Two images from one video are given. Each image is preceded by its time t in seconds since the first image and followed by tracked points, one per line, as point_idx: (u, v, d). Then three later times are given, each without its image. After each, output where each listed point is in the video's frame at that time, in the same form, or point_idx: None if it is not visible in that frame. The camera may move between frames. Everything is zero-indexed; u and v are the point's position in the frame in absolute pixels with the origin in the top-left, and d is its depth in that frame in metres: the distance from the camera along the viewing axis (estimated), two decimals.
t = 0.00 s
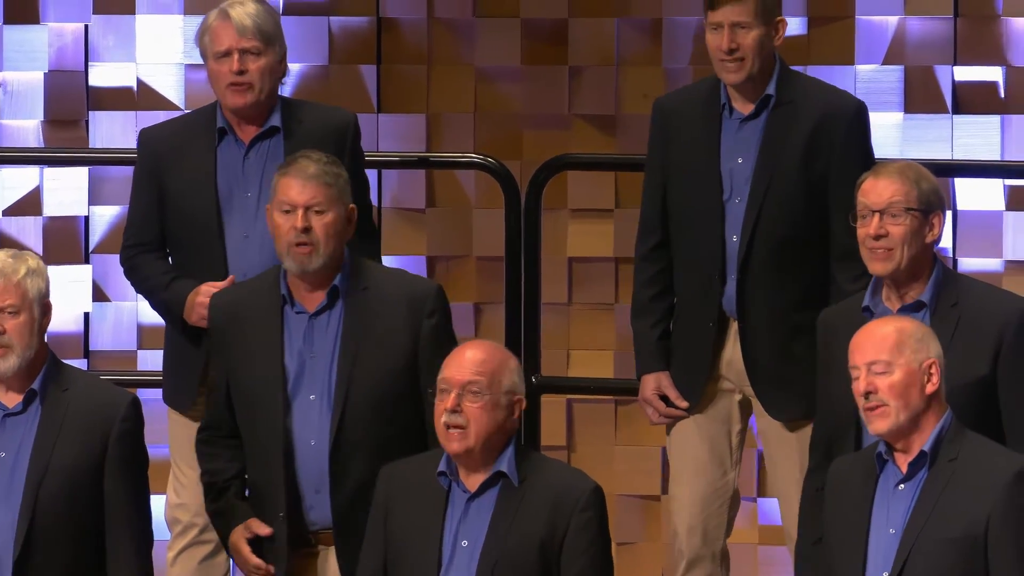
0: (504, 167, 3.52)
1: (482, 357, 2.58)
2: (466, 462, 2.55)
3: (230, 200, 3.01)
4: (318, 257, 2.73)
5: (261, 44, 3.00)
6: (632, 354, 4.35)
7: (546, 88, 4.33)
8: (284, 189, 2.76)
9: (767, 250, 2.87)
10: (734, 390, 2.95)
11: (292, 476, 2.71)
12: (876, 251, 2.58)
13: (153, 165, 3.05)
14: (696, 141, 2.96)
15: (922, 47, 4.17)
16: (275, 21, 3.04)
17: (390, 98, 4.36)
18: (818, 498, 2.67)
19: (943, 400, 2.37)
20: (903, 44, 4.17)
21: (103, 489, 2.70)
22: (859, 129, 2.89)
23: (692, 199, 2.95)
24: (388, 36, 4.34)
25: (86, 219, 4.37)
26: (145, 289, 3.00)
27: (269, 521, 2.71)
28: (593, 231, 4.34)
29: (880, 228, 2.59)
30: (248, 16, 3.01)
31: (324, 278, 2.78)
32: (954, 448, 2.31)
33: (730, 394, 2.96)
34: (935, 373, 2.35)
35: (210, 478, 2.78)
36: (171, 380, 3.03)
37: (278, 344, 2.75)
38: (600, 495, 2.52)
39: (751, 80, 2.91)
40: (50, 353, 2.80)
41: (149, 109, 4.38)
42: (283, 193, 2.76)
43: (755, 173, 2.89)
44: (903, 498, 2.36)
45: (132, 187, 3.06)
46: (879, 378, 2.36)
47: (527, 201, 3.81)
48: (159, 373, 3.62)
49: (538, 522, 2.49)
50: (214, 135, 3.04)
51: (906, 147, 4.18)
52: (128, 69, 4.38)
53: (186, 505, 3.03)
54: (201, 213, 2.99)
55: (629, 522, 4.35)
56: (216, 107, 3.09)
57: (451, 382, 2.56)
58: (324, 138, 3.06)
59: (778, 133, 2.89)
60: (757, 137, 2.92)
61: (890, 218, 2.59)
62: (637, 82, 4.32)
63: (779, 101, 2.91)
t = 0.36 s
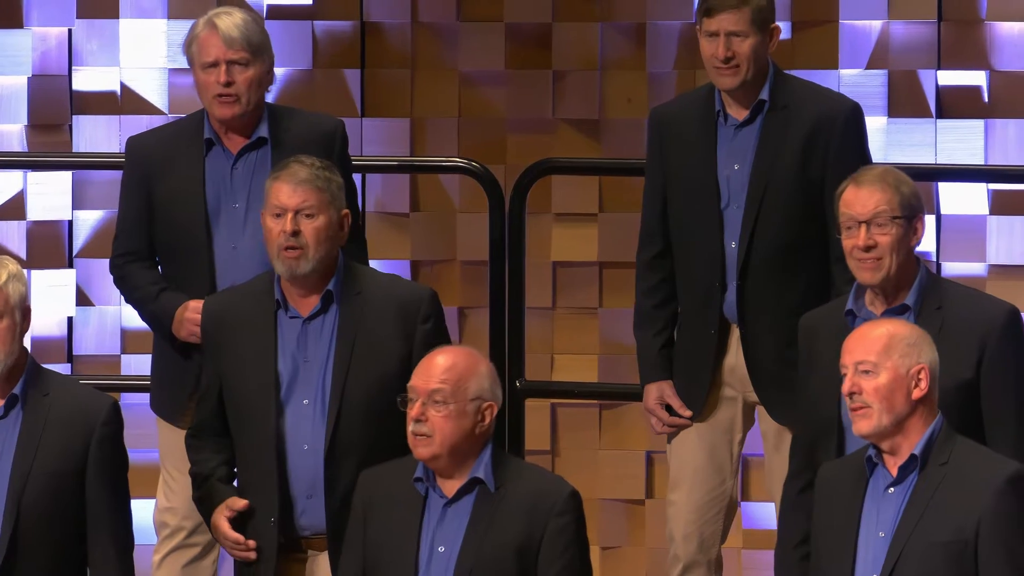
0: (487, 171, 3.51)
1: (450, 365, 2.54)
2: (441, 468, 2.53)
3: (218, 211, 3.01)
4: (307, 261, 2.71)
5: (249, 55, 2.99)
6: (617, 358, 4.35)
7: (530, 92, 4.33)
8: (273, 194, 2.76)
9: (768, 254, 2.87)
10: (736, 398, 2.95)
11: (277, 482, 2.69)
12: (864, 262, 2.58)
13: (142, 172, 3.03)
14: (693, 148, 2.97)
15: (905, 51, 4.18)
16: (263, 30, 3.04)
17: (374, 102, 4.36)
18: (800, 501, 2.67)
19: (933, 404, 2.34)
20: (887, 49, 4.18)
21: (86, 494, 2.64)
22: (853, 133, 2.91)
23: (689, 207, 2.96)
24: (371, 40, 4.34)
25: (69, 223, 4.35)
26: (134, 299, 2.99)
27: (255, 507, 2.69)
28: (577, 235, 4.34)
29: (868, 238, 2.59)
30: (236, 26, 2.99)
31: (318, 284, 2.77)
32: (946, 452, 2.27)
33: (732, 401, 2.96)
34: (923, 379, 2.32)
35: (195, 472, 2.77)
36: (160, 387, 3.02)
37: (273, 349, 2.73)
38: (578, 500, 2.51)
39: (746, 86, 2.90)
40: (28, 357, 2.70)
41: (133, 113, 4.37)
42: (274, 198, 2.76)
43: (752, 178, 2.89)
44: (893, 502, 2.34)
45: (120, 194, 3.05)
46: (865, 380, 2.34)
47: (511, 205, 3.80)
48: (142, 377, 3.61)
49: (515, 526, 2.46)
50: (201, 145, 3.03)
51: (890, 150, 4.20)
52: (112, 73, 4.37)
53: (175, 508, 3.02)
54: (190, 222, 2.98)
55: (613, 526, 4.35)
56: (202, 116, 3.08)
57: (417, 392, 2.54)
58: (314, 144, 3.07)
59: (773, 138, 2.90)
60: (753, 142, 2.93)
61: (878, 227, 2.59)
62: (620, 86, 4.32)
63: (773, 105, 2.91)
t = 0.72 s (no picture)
0: (471, 175, 3.50)
1: (422, 372, 2.50)
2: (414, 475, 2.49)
3: (207, 217, 3.00)
4: (300, 266, 2.71)
5: (239, 51, 3.00)
6: (601, 362, 4.36)
7: (514, 96, 4.33)
8: (267, 201, 2.77)
9: (761, 258, 2.88)
10: (728, 403, 2.96)
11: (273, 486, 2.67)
12: (832, 265, 2.60)
13: (130, 179, 3.02)
14: (684, 153, 2.97)
15: (889, 56, 4.20)
16: (253, 31, 3.05)
17: (358, 107, 4.36)
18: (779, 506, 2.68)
19: (920, 408, 2.34)
20: (870, 53, 4.20)
21: (65, 500, 2.54)
22: (845, 137, 2.92)
23: (681, 214, 2.96)
24: (355, 44, 4.34)
25: (53, 227, 4.34)
26: (123, 305, 2.98)
27: (252, 519, 2.70)
28: (561, 240, 4.34)
29: (832, 239, 2.60)
30: (227, 24, 3.01)
31: (318, 291, 2.77)
32: (931, 457, 2.28)
33: (725, 406, 2.96)
34: (913, 382, 2.32)
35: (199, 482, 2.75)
36: (149, 394, 3.01)
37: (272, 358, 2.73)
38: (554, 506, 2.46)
39: (738, 92, 2.91)
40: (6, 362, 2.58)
41: (117, 117, 4.36)
42: (267, 205, 2.77)
43: (744, 184, 2.90)
44: (879, 505, 2.34)
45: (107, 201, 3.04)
46: (856, 383, 2.32)
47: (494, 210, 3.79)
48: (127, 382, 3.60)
49: (491, 533, 2.43)
50: (190, 150, 3.03)
51: (875, 154, 4.21)
52: (95, 78, 4.37)
53: (160, 513, 3.01)
54: (179, 228, 2.98)
55: (596, 531, 4.35)
56: (192, 120, 3.09)
57: (390, 397, 2.51)
58: (302, 150, 3.06)
59: (764, 143, 2.91)
60: (745, 147, 2.94)
61: (841, 229, 2.60)
62: (604, 90, 4.32)
63: (764, 110, 2.92)
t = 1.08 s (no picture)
0: (456, 179, 3.50)
1: (400, 376, 2.48)
2: (391, 480, 2.48)
3: (192, 217, 2.99)
4: (294, 263, 2.70)
5: (226, 52, 3.00)
6: (586, 366, 4.36)
7: (498, 101, 4.33)
8: (263, 198, 2.76)
9: (745, 264, 2.88)
10: (711, 406, 2.97)
11: (260, 484, 2.67)
12: (808, 269, 2.61)
13: (115, 180, 3.02)
14: (670, 155, 2.98)
15: (873, 60, 4.21)
16: (241, 32, 3.05)
17: (343, 111, 4.36)
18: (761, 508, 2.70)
19: (907, 411, 2.34)
20: (854, 57, 4.21)
21: (47, 505, 2.46)
22: (830, 143, 2.93)
23: (666, 217, 2.96)
24: (340, 49, 4.35)
25: (37, 232, 4.32)
26: (108, 304, 2.96)
27: (246, 510, 2.69)
28: (546, 243, 4.35)
29: (806, 244, 2.61)
30: (214, 25, 3.01)
31: (314, 289, 2.76)
32: (916, 459, 2.29)
33: (708, 408, 2.97)
34: (900, 383, 2.32)
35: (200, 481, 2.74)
36: (133, 397, 2.99)
37: (266, 352, 2.73)
38: (530, 510, 2.45)
39: (724, 95, 2.92)
40: None
41: (101, 121, 4.35)
42: (263, 201, 2.76)
43: (729, 187, 2.90)
44: (862, 507, 2.35)
45: (93, 202, 3.03)
46: (843, 382, 2.33)
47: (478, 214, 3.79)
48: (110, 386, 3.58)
49: (466, 538, 2.41)
50: (176, 150, 3.03)
51: (859, 158, 4.24)
52: (79, 82, 4.36)
53: (143, 518, 2.99)
54: (162, 230, 2.97)
55: (581, 535, 4.35)
56: (179, 121, 3.08)
57: (367, 402, 2.48)
58: (289, 154, 3.06)
59: (750, 147, 2.91)
60: (731, 150, 2.94)
61: (816, 233, 2.61)
62: (588, 95, 4.32)
63: (751, 114, 2.93)
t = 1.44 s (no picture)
0: (442, 183, 3.49)
1: (377, 380, 2.46)
2: (368, 484, 2.45)
3: (175, 217, 2.99)
4: (290, 262, 2.69)
5: (210, 53, 2.99)
6: (571, 370, 4.35)
7: (484, 105, 4.33)
8: (259, 196, 2.75)
9: (728, 268, 2.88)
10: (693, 409, 2.96)
11: (252, 484, 2.67)
12: (790, 273, 2.61)
13: (98, 180, 3.01)
14: (652, 157, 2.98)
15: (858, 64, 4.22)
16: (225, 33, 3.04)
17: (329, 114, 4.36)
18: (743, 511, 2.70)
19: (888, 414, 2.35)
20: (839, 62, 4.22)
21: (32, 510, 2.42)
22: (815, 147, 2.93)
23: (649, 219, 2.97)
24: (325, 52, 4.34)
25: (22, 236, 4.31)
26: (90, 305, 2.95)
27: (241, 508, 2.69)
28: (532, 246, 4.34)
29: (789, 248, 2.61)
30: (199, 25, 3.00)
31: (310, 287, 2.74)
32: (900, 463, 2.29)
33: (689, 411, 2.96)
34: (883, 387, 2.33)
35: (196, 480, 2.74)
36: (113, 401, 2.98)
37: (261, 351, 2.71)
38: (506, 513, 2.43)
39: (708, 98, 2.92)
40: None
41: (87, 126, 4.35)
42: (259, 199, 2.75)
43: (712, 190, 2.91)
44: (845, 511, 2.35)
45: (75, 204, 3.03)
46: (826, 386, 2.33)
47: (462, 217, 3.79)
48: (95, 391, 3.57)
49: (442, 542, 2.39)
50: (159, 151, 3.02)
51: (843, 162, 4.24)
52: (65, 85, 4.34)
53: (125, 523, 2.98)
54: (145, 231, 2.96)
55: (567, 539, 4.35)
56: (162, 122, 3.08)
57: (344, 405, 2.46)
58: (271, 157, 3.04)
59: (733, 151, 2.91)
60: (714, 154, 2.94)
61: (798, 237, 2.60)
62: (574, 99, 4.32)
63: (734, 118, 2.93)
